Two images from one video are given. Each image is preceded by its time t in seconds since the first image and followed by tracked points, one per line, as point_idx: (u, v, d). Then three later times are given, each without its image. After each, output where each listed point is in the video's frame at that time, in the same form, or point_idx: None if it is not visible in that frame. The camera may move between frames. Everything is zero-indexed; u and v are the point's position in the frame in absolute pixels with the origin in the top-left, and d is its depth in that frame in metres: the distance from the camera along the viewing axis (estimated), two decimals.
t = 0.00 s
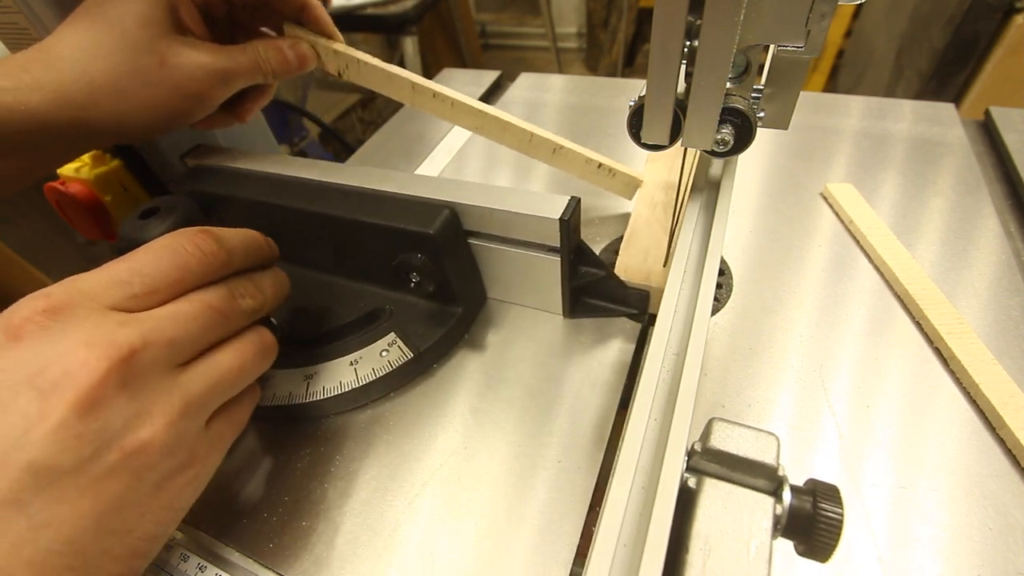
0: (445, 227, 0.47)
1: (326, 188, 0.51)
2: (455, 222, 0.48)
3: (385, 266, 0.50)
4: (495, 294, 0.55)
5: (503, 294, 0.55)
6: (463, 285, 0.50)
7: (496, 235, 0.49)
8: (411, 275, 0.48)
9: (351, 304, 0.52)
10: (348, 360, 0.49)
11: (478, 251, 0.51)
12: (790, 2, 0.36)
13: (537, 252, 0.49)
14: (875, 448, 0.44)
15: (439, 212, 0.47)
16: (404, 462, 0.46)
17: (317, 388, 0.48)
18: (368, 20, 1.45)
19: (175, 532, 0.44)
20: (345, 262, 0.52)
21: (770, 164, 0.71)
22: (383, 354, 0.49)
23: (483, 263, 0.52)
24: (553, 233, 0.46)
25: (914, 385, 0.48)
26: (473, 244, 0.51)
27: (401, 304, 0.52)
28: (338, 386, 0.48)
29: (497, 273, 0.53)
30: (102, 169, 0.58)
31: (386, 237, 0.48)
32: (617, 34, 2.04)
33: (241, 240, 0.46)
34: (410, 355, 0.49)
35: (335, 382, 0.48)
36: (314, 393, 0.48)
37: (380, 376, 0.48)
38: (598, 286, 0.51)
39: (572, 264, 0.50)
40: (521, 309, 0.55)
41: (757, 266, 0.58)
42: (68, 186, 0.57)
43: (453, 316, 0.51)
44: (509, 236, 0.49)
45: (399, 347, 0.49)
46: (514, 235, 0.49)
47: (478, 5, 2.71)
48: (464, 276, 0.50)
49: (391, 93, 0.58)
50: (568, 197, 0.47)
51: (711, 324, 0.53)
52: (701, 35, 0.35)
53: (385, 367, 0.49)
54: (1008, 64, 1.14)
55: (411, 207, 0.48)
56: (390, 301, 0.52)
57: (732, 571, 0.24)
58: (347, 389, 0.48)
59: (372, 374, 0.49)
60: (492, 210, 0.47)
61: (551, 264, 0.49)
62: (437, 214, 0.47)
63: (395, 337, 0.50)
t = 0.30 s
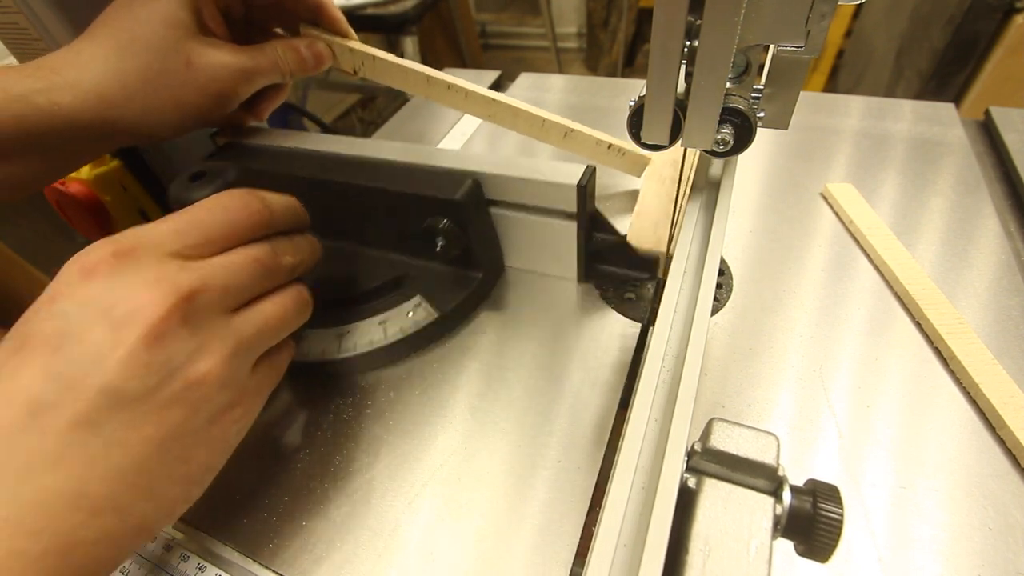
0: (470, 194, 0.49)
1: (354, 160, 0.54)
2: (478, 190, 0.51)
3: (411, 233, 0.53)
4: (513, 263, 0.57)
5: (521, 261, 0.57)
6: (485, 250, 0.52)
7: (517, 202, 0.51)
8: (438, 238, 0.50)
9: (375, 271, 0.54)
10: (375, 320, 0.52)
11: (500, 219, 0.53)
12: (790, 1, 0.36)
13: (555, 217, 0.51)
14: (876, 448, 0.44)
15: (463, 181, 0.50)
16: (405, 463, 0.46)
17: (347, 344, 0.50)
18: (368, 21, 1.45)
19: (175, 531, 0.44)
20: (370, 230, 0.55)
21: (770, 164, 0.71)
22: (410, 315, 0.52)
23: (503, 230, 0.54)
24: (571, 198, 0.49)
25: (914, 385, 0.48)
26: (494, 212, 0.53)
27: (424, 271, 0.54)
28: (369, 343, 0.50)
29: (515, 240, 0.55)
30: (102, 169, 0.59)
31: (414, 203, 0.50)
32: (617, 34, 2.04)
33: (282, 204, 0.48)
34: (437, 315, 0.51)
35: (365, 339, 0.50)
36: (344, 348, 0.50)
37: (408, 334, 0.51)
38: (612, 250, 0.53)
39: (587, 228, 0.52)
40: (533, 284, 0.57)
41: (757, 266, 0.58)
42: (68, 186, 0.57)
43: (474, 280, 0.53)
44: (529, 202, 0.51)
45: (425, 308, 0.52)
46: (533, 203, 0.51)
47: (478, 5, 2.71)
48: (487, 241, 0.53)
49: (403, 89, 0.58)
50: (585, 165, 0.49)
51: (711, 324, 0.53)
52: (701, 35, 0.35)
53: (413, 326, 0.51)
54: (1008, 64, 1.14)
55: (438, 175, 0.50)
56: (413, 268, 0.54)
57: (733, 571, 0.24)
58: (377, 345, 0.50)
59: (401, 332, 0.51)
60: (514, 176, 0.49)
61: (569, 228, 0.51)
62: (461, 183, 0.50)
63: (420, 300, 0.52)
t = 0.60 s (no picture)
0: (485, 171, 0.50)
1: (366, 137, 0.54)
2: (494, 167, 0.51)
3: (426, 209, 0.54)
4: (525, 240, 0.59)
5: (533, 239, 0.58)
6: (499, 227, 0.54)
7: (528, 177, 0.52)
8: (455, 213, 0.52)
9: (394, 248, 0.57)
10: (395, 293, 0.54)
11: (513, 197, 0.55)
12: (790, 1, 0.36)
13: (567, 195, 0.52)
14: (876, 448, 0.44)
15: (479, 158, 0.51)
16: (406, 463, 0.46)
17: (369, 315, 0.53)
18: (369, 21, 1.45)
19: (177, 532, 0.45)
20: (385, 208, 0.56)
21: (770, 164, 0.71)
22: (428, 287, 0.54)
23: (516, 208, 0.56)
24: (582, 172, 0.50)
25: (914, 386, 0.48)
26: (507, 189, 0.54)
27: (440, 246, 0.56)
28: (390, 313, 0.53)
29: (527, 218, 0.56)
30: (100, 168, 0.56)
31: (432, 179, 0.51)
32: (617, 34, 2.04)
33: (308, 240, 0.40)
34: (454, 287, 0.54)
35: (385, 310, 0.53)
36: (367, 317, 0.53)
37: (426, 305, 0.53)
38: (622, 228, 0.55)
39: (599, 207, 0.53)
40: (541, 264, 0.58)
41: (757, 266, 0.58)
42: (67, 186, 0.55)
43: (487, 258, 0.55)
44: (542, 180, 0.52)
45: (442, 281, 0.54)
46: (543, 179, 0.52)
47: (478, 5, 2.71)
48: (501, 216, 0.54)
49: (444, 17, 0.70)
50: (596, 144, 0.50)
51: (711, 324, 0.53)
52: (701, 35, 0.35)
53: (431, 297, 0.53)
54: (1008, 64, 1.14)
55: (451, 149, 0.51)
56: (429, 244, 0.56)
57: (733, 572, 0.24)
58: (397, 315, 0.52)
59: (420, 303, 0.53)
60: (527, 155, 0.50)
61: (581, 207, 0.52)
62: (477, 161, 0.50)
63: (437, 274, 0.55)
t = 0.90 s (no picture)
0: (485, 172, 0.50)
1: (366, 137, 0.55)
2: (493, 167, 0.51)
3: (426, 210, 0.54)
4: (524, 241, 0.59)
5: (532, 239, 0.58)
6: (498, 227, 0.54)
7: (528, 177, 0.52)
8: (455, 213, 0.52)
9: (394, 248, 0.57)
10: (394, 294, 0.54)
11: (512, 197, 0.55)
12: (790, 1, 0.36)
13: (567, 194, 0.52)
14: (876, 448, 0.44)
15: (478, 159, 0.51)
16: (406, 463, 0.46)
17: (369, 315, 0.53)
18: (369, 21, 1.45)
19: (178, 532, 0.44)
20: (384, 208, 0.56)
21: (770, 164, 0.71)
22: (428, 287, 0.54)
23: (516, 208, 0.56)
24: (582, 173, 0.50)
25: (914, 385, 0.48)
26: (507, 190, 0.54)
27: (440, 246, 0.56)
28: (389, 313, 0.53)
29: (527, 218, 0.56)
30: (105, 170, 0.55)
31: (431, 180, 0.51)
32: (617, 34, 2.04)
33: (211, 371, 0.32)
34: (453, 288, 0.54)
35: (385, 310, 0.53)
36: (367, 318, 0.53)
37: (426, 305, 0.53)
38: (621, 228, 0.55)
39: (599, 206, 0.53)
40: (541, 265, 0.58)
41: (757, 266, 0.58)
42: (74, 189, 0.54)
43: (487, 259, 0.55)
44: (542, 180, 0.52)
45: (442, 282, 0.54)
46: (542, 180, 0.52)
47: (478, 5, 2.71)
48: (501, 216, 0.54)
49: None
50: (595, 144, 0.50)
51: (711, 324, 0.53)
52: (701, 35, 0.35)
53: (431, 298, 0.53)
54: (1008, 63, 1.14)
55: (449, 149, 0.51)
56: (428, 244, 0.56)
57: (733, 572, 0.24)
58: (397, 315, 0.52)
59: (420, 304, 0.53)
60: (526, 155, 0.50)
61: (581, 207, 0.52)
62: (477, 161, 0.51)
63: (437, 274, 0.55)
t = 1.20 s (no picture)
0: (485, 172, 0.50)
1: (366, 137, 0.55)
2: (494, 167, 0.51)
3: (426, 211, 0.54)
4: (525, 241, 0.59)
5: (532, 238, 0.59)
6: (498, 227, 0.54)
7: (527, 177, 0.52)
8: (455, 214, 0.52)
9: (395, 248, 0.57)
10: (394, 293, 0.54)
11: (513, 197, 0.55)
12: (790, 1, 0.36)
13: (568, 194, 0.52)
14: (876, 448, 0.44)
15: (479, 159, 0.51)
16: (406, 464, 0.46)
17: (369, 315, 0.53)
18: (369, 21, 1.45)
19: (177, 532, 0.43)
20: (383, 208, 0.56)
21: (770, 164, 0.71)
22: (428, 287, 0.54)
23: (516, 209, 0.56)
24: (582, 173, 0.50)
25: (914, 385, 0.48)
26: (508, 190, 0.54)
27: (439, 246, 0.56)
28: (389, 313, 0.53)
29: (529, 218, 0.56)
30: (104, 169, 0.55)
31: (431, 180, 0.51)
32: (617, 34, 2.04)
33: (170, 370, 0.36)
34: (453, 287, 0.53)
35: (385, 310, 0.53)
36: (366, 318, 0.53)
37: (426, 304, 0.53)
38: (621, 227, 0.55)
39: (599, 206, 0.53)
40: (541, 264, 0.58)
41: (756, 266, 0.58)
42: (75, 190, 0.54)
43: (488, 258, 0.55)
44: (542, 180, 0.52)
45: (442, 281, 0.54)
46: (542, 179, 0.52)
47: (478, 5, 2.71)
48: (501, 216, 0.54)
49: None
50: (596, 144, 0.50)
51: (711, 324, 0.53)
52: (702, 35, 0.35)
53: (431, 297, 0.53)
54: (1008, 63, 1.14)
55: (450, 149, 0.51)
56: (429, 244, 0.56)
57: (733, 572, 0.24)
58: (397, 315, 0.53)
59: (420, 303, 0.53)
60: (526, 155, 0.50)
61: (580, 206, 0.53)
62: (477, 161, 0.51)
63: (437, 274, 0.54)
